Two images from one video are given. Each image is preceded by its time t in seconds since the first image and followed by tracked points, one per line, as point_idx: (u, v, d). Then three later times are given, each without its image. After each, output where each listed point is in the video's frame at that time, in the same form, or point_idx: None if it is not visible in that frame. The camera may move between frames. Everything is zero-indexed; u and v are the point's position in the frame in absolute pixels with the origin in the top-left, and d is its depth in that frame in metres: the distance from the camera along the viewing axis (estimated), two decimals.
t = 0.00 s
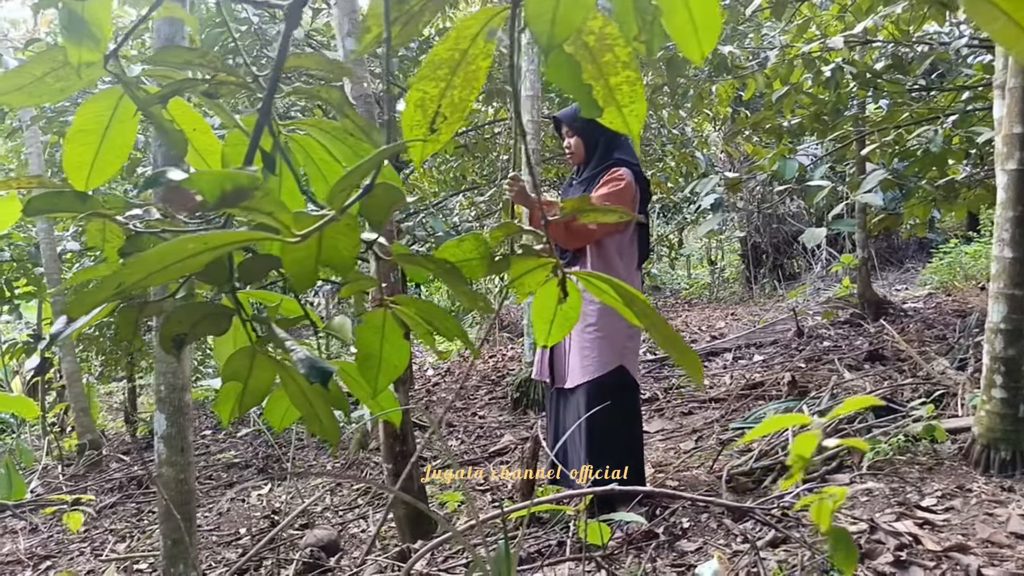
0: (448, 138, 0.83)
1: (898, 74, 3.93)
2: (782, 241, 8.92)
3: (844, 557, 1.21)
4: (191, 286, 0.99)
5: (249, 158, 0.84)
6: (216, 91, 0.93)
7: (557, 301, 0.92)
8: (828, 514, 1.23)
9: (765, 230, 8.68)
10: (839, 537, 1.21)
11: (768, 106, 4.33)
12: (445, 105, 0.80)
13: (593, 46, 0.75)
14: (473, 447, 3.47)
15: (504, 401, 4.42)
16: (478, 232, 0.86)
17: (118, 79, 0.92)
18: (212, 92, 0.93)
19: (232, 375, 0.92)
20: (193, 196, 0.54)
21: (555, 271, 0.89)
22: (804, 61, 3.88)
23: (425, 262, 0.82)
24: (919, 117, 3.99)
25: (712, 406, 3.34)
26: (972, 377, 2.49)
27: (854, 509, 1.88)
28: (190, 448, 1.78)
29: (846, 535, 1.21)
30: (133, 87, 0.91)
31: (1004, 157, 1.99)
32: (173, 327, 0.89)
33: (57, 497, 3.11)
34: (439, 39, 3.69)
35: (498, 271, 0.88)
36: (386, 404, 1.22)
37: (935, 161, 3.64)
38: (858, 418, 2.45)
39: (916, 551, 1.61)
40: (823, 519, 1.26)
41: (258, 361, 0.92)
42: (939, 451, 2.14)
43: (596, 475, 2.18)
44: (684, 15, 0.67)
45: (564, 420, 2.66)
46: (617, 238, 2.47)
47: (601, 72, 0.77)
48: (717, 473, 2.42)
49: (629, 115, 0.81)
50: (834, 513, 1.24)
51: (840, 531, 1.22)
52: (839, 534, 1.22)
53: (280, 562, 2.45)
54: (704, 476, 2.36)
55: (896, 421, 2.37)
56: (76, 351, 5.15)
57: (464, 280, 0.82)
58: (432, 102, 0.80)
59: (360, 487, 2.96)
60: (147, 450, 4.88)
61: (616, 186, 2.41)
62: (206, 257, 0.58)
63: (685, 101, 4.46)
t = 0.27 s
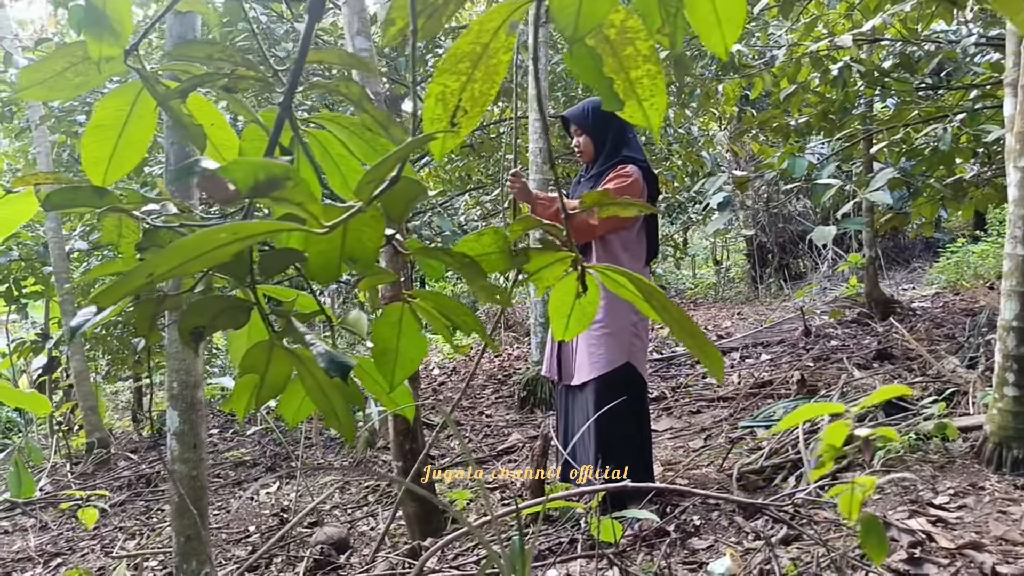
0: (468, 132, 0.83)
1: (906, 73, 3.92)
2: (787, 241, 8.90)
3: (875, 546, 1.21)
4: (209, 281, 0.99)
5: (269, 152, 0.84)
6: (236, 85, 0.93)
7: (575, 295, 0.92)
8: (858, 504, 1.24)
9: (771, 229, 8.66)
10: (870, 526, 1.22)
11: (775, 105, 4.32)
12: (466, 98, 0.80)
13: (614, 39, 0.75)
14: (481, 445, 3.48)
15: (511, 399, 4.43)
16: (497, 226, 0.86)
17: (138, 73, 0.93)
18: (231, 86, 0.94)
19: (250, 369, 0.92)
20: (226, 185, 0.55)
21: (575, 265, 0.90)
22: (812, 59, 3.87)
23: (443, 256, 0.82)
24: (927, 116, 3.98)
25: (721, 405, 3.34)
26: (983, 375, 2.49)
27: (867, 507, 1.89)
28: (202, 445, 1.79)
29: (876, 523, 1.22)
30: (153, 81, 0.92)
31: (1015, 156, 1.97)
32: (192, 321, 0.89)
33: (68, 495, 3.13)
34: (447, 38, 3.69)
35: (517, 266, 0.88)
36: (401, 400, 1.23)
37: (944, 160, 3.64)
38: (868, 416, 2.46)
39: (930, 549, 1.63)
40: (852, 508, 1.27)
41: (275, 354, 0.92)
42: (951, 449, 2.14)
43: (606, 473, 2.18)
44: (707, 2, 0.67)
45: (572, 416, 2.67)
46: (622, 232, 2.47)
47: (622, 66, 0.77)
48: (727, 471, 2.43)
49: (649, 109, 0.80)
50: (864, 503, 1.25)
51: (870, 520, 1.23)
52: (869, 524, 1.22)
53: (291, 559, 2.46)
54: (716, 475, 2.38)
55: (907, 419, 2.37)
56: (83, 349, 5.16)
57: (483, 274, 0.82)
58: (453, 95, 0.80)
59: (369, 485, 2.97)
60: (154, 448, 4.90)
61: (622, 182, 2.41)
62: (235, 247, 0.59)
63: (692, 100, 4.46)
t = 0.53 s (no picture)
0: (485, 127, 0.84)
1: (914, 71, 3.91)
2: (793, 240, 8.88)
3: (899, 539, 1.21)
4: (224, 277, 1.00)
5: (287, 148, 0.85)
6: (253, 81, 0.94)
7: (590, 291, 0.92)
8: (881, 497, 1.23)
9: (777, 228, 8.64)
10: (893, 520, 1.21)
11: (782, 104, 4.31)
12: (482, 93, 0.81)
13: (631, 35, 0.75)
14: (488, 444, 3.49)
15: (518, 398, 4.43)
16: (513, 222, 0.86)
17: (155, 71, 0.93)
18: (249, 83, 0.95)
19: (267, 364, 0.92)
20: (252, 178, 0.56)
21: (589, 261, 0.90)
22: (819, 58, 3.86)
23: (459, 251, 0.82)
24: (935, 114, 3.97)
25: (729, 404, 3.35)
26: (993, 373, 2.49)
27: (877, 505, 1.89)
28: (213, 442, 1.79)
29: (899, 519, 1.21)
30: (171, 78, 0.92)
31: None
32: (209, 317, 0.89)
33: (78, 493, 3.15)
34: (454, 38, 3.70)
35: (532, 261, 0.88)
36: (413, 397, 1.23)
37: (952, 159, 3.63)
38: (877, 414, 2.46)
39: (941, 547, 1.64)
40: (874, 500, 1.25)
41: (291, 351, 0.92)
42: (961, 448, 2.14)
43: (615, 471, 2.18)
44: (726, 6, 0.68)
45: (580, 415, 2.67)
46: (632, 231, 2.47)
47: (638, 61, 0.78)
48: (736, 469, 2.43)
49: (665, 104, 0.80)
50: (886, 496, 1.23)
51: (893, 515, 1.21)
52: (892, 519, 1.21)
53: (299, 557, 2.47)
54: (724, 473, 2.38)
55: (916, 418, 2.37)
56: (91, 349, 5.18)
57: (499, 269, 0.82)
58: (470, 91, 0.81)
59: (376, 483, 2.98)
60: (162, 447, 4.92)
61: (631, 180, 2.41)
62: (259, 240, 0.60)
63: (699, 99, 4.45)
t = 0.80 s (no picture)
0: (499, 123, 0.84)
1: (922, 70, 3.90)
2: (800, 240, 8.86)
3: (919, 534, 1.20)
4: (237, 274, 1.00)
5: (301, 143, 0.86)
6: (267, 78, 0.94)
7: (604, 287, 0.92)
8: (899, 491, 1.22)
9: (783, 228, 8.62)
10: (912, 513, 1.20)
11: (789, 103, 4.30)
12: (497, 89, 0.81)
13: (645, 30, 0.76)
14: (495, 443, 3.49)
15: (524, 398, 4.44)
16: (526, 217, 0.86)
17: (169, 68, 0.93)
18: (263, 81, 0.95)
19: (280, 361, 0.92)
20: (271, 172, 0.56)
21: (603, 257, 0.90)
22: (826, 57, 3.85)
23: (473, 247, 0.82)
24: (943, 113, 3.96)
25: (736, 403, 3.35)
26: (1003, 373, 2.47)
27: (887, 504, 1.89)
28: (223, 439, 1.80)
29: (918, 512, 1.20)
30: (185, 75, 0.92)
31: None
32: (223, 313, 0.90)
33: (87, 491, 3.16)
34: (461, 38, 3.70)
35: (546, 257, 0.88)
36: (425, 393, 1.23)
37: (960, 158, 3.61)
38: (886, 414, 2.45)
39: (952, 546, 1.64)
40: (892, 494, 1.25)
41: (304, 345, 0.92)
42: (971, 447, 2.14)
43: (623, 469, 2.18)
44: (744, 3, 0.68)
45: (588, 413, 2.67)
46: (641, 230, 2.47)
47: (653, 57, 0.78)
48: (744, 469, 2.42)
49: (680, 99, 0.80)
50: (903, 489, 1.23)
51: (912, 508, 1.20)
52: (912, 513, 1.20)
53: (308, 555, 2.48)
54: (733, 471, 2.38)
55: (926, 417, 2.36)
56: (99, 348, 5.21)
57: (512, 265, 0.82)
58: (485, 86, 0.81)
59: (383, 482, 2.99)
60: (169, 446, 4.93)
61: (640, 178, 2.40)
62: (279, 233, 0.60)
63: (706, 98, 4.44)
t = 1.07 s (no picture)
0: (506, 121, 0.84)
1: (929, 69, 3.88)
2: (806, 240, 8.83)
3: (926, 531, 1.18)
4: (243, 273, 1.01)
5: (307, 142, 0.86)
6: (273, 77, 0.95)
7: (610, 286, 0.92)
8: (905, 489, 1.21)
9: (790, 228, 8.59)
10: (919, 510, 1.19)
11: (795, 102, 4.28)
12: (503, 87, 0.81)
13: (651, 28, 0.76)
14: (500, 443, 3.49)
15: (529, 397, 4.44)
16: (532, 216, 0.86)
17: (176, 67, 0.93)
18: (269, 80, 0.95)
19: (287, 360, 0.92)
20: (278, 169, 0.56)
21: (609, 256, 0.89)
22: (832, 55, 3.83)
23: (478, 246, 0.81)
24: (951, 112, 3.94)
25: (742, 403, 3.34)
26: (1011, 373, 2.46)
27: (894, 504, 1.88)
28: (229, 439, 1.81)
29: (925, 508, 1.18)
30: (192, 74, 0.92)
31: None
32: (230, 312, 0.90)
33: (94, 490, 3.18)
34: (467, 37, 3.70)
35: (552, 256, 0.88)
36: (431, 393, 1.23)
37: (967, 157, 3.59)
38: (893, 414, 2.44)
39: (960, 546, 1.64)
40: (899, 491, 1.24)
41: (311, 345, 0.92)
42: (979, 447, 2.13)
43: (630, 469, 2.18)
44: (751, 2, 0.67)
45: (594, 413, 2.67)
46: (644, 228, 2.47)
47: (659, 55, 0.77)
48: (750, 468, 2.42)
49: (686, 97, 0.79)
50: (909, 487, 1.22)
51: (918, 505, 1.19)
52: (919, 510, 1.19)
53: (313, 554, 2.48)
54: (739, 471, 2.37)
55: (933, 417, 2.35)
56: (106, 347, 5.23)
57: (518, 264, 0.81)
58: (491, 84, 0.81)
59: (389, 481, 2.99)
60: (176, 446, 4.95)
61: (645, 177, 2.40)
62: (284, 231, 0.60)
63: (711, 98, 4.43)
